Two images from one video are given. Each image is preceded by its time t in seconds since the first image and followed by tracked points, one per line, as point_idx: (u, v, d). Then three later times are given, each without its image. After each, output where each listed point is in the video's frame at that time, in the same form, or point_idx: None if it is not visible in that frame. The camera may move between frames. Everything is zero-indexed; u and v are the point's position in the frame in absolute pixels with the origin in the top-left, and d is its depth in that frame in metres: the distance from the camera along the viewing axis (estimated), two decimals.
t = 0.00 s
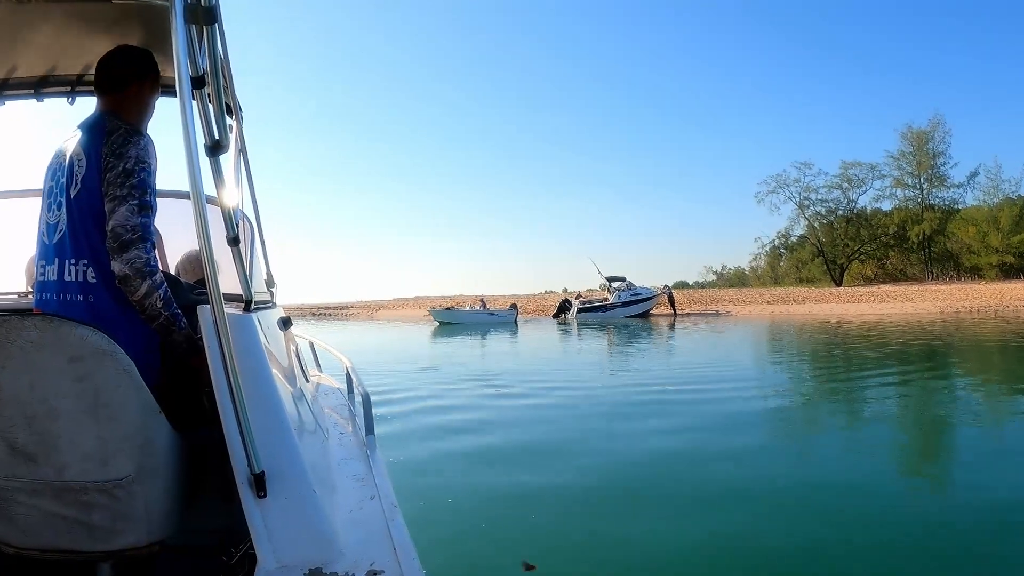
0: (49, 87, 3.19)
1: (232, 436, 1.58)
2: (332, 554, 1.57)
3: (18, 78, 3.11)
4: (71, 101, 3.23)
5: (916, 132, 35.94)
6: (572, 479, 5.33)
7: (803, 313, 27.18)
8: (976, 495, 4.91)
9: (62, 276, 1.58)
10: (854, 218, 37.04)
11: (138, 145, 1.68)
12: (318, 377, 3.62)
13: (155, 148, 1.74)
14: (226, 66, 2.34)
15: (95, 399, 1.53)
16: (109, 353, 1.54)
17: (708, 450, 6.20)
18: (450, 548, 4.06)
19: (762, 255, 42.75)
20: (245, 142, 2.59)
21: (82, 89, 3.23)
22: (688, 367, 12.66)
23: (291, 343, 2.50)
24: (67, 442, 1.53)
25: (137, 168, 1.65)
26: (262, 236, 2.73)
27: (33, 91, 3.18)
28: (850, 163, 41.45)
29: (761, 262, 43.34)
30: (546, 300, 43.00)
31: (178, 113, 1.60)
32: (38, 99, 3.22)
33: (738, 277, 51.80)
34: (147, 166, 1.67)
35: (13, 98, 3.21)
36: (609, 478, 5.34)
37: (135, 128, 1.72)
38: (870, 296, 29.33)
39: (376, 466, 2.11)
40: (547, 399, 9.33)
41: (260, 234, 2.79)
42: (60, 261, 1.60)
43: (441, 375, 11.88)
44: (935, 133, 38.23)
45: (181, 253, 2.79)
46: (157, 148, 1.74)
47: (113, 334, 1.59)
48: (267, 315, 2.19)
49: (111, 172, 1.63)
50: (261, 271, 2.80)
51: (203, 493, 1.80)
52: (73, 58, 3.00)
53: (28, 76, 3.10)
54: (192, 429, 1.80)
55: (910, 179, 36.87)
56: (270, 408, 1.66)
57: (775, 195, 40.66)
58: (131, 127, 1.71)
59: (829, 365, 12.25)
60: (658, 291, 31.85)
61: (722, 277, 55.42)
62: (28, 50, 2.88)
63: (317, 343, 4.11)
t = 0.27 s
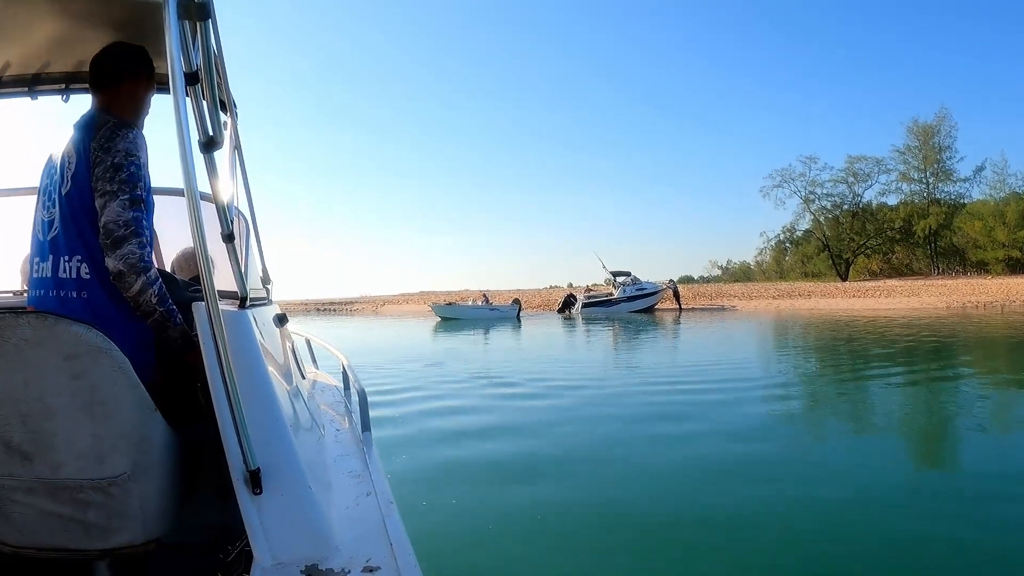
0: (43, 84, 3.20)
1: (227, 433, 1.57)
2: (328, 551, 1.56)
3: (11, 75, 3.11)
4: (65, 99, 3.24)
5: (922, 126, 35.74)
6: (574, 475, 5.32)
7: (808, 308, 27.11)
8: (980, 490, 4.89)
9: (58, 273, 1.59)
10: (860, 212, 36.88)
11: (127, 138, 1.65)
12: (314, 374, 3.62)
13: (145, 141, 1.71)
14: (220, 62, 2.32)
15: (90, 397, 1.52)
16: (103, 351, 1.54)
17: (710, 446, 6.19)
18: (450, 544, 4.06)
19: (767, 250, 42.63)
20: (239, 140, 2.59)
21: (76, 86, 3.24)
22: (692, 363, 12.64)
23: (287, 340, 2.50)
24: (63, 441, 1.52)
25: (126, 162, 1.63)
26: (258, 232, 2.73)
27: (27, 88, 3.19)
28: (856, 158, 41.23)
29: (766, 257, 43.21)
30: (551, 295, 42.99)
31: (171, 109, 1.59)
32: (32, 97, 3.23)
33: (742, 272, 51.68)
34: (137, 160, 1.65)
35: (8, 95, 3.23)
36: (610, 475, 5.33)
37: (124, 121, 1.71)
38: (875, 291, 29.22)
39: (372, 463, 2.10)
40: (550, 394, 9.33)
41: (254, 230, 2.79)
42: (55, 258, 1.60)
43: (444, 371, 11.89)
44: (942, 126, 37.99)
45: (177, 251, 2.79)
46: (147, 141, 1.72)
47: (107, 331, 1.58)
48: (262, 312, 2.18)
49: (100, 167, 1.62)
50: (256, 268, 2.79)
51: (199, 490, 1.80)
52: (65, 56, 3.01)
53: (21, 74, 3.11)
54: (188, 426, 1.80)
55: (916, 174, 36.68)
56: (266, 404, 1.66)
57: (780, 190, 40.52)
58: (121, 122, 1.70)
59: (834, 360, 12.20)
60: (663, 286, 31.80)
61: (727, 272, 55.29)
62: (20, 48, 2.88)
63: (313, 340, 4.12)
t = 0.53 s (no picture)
0: (30, 87, 3.19)
1: (217, 436, 1.57)
2: (319, 552, 1.56)
3: None
4: (52, 101, 3.22)
5: (921, 123, 35.69)
6: (570, 476, 5.31)
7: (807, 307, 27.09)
8: (977, 488, 4.88)
9: (49, 275, 1.59)
10: (860, 210, 36.84)
11: (125, 142, 1.65)
12: (304, 376, 3.62)
13: (142, 147, 1.71)
14: (206, 62, 2.32)
15: (79, 401, 1.52)
16: (92, 353, 1.53)
17: (708, 445, 6.18)
18: (445, 546, 4.06)
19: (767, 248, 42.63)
20: (227, 142, 2.59)
21: (64, 89, 3.23)
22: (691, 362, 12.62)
23: (277, 342, 2.50)
24: (52, 444, 1.52)
25: (123, 165, 1.63)
26: (246, 234, 2.73)
27: (15, 91, 3.19)
28: (855, 155, 41.17)
29: (766, 255, 43.21)
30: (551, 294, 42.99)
31: (158, 112, 1.59)
32: (20, 100, 3.23)
33: (743, 271, 51.64)
34: (134, 164, 1.65)
35: None
36: (607, 475, 5.32)
37: (122, 125, 1.71)
38: (875, 288, 29.19)
39: (363, 465, 2.10)
40: (548, 394, 9.32)
41: (242, 232, 2.79)
42: (46, 261, 1.59)
43: (442, 371, 11.89)
44: (941, 124, 37.95)
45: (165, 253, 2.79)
46: (144, 146, 1.72)
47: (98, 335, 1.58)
48: (251, 314, 2.18)
49: (97, 170, 1.62)
50: (246, 270, 2.79)
51: (190, 493, 1.80)
52: (51, 60, 2.99)
53: (8, 76, 3.11)
54: (177, 430, 1.80)
55: (916, 171, 36.64)
56: (255, 406, 1.65)
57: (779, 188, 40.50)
58: (118, 126, 1.70)
59: (834, 359, 12.18)
60: (662, 285, 31.79)
61: (727, 270, 55.28)
62: (6, 49, 2.88)
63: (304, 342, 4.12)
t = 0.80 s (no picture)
0: (21, 90, 3.20)
1: (208, 438, 1.56)
2: (312, 554, 1.56)
3: None
4: (44, 104, 3.22)
5: (922, 122, 35.62)
6: (569, 476, 5.30)
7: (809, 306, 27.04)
8: (977, 488, 4.87)
9: (43, 275, 1.58)
10: (861, 209, 36.80)
11: (122, 144, 1.66)
12: (297, 378, 3.62)
13: (139, 148, 1.72)
14: (198, 65, 2.32)
15: (70, 403, 1.52)
16: (84, 356, 1.53)
17: (707, 446, 6.16)
18: (445, 547, 4.05)
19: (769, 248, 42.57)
20: (219, 144, 2.59)
21: (55, 91, 3.23)
22: (691, 363, 12.60)
23: (269, 343, 2.50)
24: (44, 447, 1.52)
25: (121, 166, 1.64)
26: (238, 236, 2.73)
27: (6, 94, 3.20)
28: (856, 155, 41.10)
29: (768, 254, 43.17)
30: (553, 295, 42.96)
31: (149, 114, 1.59)
32: (11, 103, 3.23)
33: (745, 270, 51.58)
34: (131, 165, 1.65)
35: None
36: (606, 476, 5.30)
37: (119, 127, 1.71)
38: (877, 288, 29.14)
39: (356, 466, 2.10)
40: (548, 395, 9.31)
41: (234, 233, 2.79)
42: (40, 260, 1.58)
43: (443, 373, 11.88)
44: (942, 122, 37.87)
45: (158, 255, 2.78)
46: (140, 147, 1.72)
47: (91, 335, 1.58)
48: (244, 316, 2.18)
49: (94, 170, 1.62)
50: (238, 272, 2.79)
51: (182, 495, 1.79)
52: (40, 61, 2.99)
53: None
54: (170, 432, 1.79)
55: (917, 170, 36.56)
56: (247, 408, 1.65)
57: (781, 188, 40.46)
58: (114, 127, 1.70)
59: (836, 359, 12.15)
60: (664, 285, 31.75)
61: (729, 270, 55.21)
62: None
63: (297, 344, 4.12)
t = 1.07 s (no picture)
0: (14, 95, 3.16)
1: (203, 442, 1.56)
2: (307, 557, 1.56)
3: None
4: (37, 109, 3.20)
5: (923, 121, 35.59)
6: (569, 479, 5.29)
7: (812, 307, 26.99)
8: (980, 487, 4.85)
9: (33, 281, 1.57)
10: (863, 209, 36.78)
11: (118, 149, 1.67)
12: (291, 382, 3.62)
13: (133, 154, 1.73)
14: (189, 71, 2.33)
15: (65, 408, 1.52)
16: (78, 361, 1.53)
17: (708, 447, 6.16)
18: (445, 549, 4.03)
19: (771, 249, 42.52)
20: (212, 149, 2.61)
21: (48, 96, 3.21)
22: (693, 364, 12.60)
23: (263, 347, 2.50)
24: (39, 453, 1.52)
25: (116, 171, 1.64)
26: (231, 240, 2.75)
27: None
28: (858, 155, 41.07)
29: (770, 255, 43.12)
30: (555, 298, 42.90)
31: (141, 120, 1.59)
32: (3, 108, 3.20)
33: (747, 272, 51.53)
34: (126, 171, 1.66)
35: None
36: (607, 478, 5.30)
37: (114, 133, 1.72)
38: (880, 288, 29.06)
39: (351, 469, 2.11)
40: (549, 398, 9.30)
41: (228, 238, 2.80)
42: (32, 266, 1.58)
43: (444, 377, 11.87)
44: (944, 121, 37.83)
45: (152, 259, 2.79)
46: (135, 153, 1.73)
47: (84, 339, 1.58)
48: (238, 320, 2.18)
49: (90, 175, 1.62)
50: (230, 277, 2.79)
51: (177, 500, 1.79)
52: (34, 64, 2.98)
53: None
54: (164, 436, 1.79)
55: (919, 169, 36.51)
56: (242, 412, 1.65)
57: (782, 188, 40.42)
58: (109, 134, 1.71)
59: (838, 360, 12.13)
60: (667, 286, 31.70)
61: (732, 272, 55.15)
62: None
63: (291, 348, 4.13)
